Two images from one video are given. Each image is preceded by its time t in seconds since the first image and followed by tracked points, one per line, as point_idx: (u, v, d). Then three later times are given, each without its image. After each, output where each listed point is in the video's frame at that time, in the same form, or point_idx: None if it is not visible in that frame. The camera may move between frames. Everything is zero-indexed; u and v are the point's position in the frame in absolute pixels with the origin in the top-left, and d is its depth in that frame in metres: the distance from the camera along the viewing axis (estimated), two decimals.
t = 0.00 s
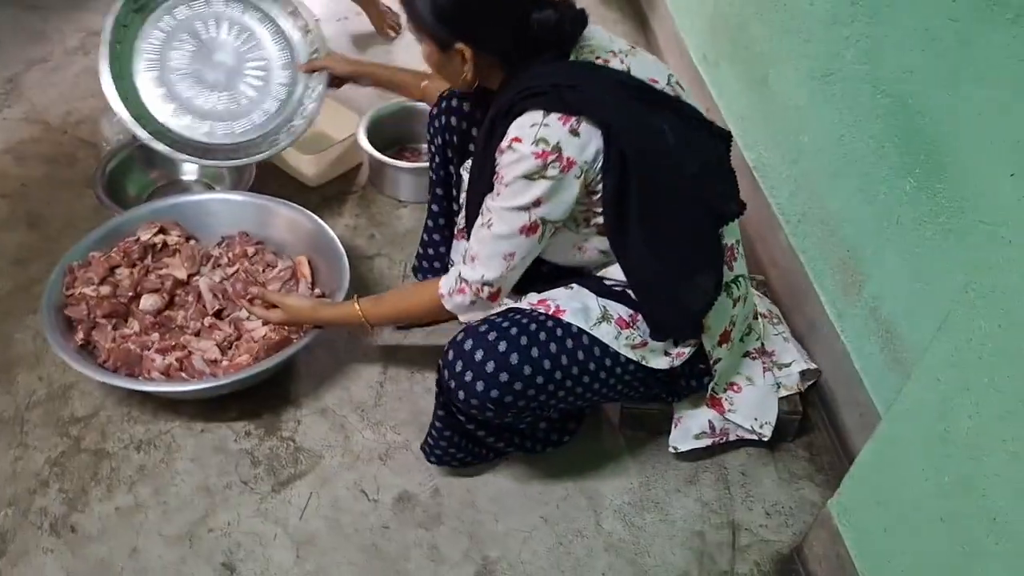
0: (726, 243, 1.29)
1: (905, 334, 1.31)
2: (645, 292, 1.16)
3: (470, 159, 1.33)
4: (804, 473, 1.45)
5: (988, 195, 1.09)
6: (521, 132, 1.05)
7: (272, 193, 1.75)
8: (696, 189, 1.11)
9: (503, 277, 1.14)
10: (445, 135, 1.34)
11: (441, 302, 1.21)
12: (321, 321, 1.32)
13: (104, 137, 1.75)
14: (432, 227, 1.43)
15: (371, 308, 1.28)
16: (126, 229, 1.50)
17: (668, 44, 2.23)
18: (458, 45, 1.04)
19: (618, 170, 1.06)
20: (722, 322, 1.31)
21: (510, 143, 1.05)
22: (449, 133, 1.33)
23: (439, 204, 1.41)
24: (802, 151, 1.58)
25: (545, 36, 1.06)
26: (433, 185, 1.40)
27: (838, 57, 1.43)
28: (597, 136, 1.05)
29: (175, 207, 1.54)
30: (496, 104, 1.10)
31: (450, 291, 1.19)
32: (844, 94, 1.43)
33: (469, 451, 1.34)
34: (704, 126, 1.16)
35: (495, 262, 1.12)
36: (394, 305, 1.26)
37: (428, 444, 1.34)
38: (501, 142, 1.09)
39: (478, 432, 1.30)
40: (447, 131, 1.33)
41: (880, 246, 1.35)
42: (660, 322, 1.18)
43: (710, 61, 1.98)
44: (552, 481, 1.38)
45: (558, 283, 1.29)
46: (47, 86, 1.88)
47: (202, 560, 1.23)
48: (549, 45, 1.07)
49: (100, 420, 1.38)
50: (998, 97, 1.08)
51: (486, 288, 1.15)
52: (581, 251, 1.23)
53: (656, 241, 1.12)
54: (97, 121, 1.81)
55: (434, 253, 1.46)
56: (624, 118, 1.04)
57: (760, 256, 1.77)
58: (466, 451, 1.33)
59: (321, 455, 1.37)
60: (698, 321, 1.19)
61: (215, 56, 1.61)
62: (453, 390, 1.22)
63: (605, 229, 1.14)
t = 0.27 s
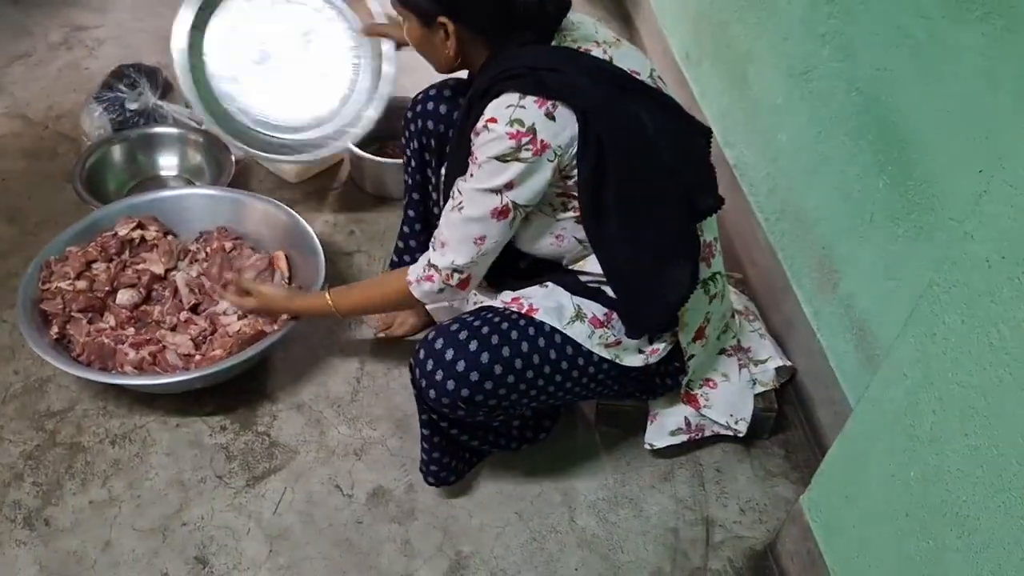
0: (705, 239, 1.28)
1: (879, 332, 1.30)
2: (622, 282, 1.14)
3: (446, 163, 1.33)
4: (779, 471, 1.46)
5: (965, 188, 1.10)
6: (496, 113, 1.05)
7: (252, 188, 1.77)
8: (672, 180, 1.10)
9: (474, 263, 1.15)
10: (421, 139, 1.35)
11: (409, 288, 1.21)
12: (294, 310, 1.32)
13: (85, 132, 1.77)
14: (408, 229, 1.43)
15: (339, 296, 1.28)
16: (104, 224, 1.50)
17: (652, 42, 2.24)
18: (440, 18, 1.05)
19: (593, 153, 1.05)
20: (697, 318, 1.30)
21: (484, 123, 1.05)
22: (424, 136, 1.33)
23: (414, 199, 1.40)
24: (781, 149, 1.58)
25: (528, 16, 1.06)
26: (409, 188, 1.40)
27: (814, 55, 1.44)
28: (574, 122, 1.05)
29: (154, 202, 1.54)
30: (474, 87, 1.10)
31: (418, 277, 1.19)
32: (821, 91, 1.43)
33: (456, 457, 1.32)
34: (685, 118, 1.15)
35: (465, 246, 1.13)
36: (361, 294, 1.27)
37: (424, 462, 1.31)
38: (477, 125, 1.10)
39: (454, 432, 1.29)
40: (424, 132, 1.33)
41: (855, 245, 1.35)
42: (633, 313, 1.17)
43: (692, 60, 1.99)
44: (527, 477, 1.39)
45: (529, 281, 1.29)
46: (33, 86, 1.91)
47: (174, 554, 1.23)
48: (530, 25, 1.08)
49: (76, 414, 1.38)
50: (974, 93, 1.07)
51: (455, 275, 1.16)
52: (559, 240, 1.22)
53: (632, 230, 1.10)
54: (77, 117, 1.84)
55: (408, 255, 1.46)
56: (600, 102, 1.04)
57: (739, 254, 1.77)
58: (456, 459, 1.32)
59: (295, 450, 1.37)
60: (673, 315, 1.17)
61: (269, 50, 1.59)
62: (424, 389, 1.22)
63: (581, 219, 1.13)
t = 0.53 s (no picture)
0: (695, 235, 1.27)
1: (867, 330, 1.31)
2: (610, 272, 1.14)
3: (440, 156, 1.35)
4: (766, 469, 1.46)
5: (951, 186, 1.11)
6: (488, 100, 1.05)
7: (241, 184, 1.79)
8: (663, 174, 1.10)
9: (464, 253, 1.15)
10: (412, 135, 1.35)
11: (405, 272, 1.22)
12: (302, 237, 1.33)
13: (74, 128, 1.78)
14: (403, 230, 1.42)
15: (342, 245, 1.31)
16: (93, 221, 1.50)
17: (643, 42, 2.25)
18: (437, 9, 1.05)
19: (584, 144, 1.06)
20: (687, 314, 1.30)
21: (477, 110, 1.05)
22: (416, 130, 1.34)
23: (406, 195, 1.39)
24: (770, 147, 1.58)
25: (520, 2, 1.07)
26: (401, 188, 1.39)
27: (803, 54, 1.44)
28: (565, 110, 1.06)
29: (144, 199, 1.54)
30: (467, 76, 1.10)
31: (415, 261, 1.20)
32: (811, 90, 1.43)
33: (440, 453, 1.33)
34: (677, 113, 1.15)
35: (457, 237, 1.14)
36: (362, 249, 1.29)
37: (402, 451, 1.32)
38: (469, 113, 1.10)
39: (443, 429, 1.29)
40: (414, 129, 1.34)
41: (843, 243, 1.35)
42: (621, 305, 1.17)
43: (682, 59, 2.00)
44: (515, 475, 1.39)
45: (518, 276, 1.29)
46: (24, 87, 1.93)
47: (162, 550, 1.23)
48: (523, 13, 1.08)
49: (64, 410, 1.39)
50: (960, 94, 1.08)
51: (447, 266, 1.17)
52: (549, 234, 1.22)
53: (621, 221, 1.10)
54: (67, 113, 1.86)
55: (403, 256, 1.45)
56: (592, 92, 1.04)
57: (728, 253, 1.78)
58: (436, 454, 1.32)
59: (284, 447, 1.37)
60: (662, 309, 1.17)
61: (332, 139, 1.82)
62: (414, 385, 1.22)
63: (571, 210, 1.14)
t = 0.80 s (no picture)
0: (688, 229, 1.29)
1: (861, 328, 1.31)
2: (601, 267, 1.15)
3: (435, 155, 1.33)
4: (761, 467, 1.47)
5: (946, 187, 1.12)
6: (476, 88, 1.08)
7: (238, 183, 1.80)
8: (653, 167, 1.11)
9: (442, 233, 1.18)
10: (410, 131, 1.35)
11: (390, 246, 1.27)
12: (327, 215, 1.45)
13: (72, 127, 1.79)
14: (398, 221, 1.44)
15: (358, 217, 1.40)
16: (91, 219, 1.51)
17: (640, 42, 2.26)
18: (429, 1, 1.07)
19: (572, 136, 1.07)
20: (680, 309, 1.31)
21: (464, 97, 1.08)
22: (413, 127, 1.33)
23: (402, 190, 1.40)
24: (766, 146, 1.59)
25: None
26: (397, 180, 1.40)
27: (798, 53, 1.45)
28: (552, 100, 1.07)
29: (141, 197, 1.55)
30: (462, 65, 1.12)
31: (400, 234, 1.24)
32: (806, 89, 1.44)
33: (438, 453, 1.33)
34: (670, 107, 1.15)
35: (436, 216, 1.17)
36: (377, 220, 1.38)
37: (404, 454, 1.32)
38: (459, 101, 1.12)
39: (439, 426, 1.30)
40: (411, 125, 1.34)
41: (838, 241, 1.36)
42: (614, 301, 1.17)
43: (678, 59, 2.01)
44: (511, 471, 1.40)
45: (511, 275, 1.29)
46: (22, 86, 1.93)
47: (159, 546, 1.24)
48: (518, 7, 1.09)
49: (62, 407, 1.39)
50: (953, 93, 1.09)
51: (423, 243, 1.21)
52: (541, 227, 1.21)
53: (612, 215, 1.11)
54: (65, 112, 1.87)
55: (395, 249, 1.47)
56: (581, 83, 1.06)
57: (723, 252, 1.79)
58: (436, 453, 1.33)
59: (281, 444, 1.38)
60: (655, 304, 1.17)
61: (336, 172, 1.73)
62: (410, 383, 1.22)
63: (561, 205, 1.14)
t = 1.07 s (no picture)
0: (682, 224, 1.29)
1: (862, 325, 1.32)
2: (594, 264, 1.15)
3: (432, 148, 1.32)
4: (761, 464, 1.47)
5: (948, 185, 1.12)
6: (462, 84, 1.08)
7: (239, 181, 1.80)
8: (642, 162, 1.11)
9: (431, 222, 1.21)
10: (410, 123, 1.34)
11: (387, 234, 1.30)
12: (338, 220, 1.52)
13: (72, 124, 1.79)
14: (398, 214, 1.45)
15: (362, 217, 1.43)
16: (92, 217, 1.51)
17: (639, 40, 2.26)
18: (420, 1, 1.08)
19: (557, 133, 1.08)
20: (678, 304, 1.31)
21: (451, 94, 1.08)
22: (411, 119, 1.33)
23: (402, 179, 1.42)
24: (766, 144, 1.59)
25: None
26: (398, 171, 1.42)
27: (799, 51, 1.45)
28: (537, 98, 1.07)
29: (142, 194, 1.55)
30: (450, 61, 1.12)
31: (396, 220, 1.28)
32: (807, 86, 1.44)
33: (435, 446, 1.34)
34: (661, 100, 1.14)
35: (426, 205, 1.20)
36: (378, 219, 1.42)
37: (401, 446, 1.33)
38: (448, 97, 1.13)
39: (436, 420, 1.30)
40: (411, 117, 1.33)
41: (839, 238, 1.36)
42: (609, 298, 1.17)
43: (678, 57, 2.01)
44: (512, 468, 1.40)
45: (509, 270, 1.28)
46: (22, 84, 1.93)
47: (161, 544, 1.24)
48: (507, 4, 1.10)
49: (63, 405, 1.39)
50: (954, 90, 1.09)
51: (414, 230, 1.24)
52: (534, 222, 1.22)
53: (603, 212, 1.12)
54: (65, 110, 1.87)
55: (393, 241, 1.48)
56: (565, 80, 1.06)
57: (723, 250, 1.79)
58: (433, 446, 1.33)
59: (282, 441, 1.38)
60: (650, 299, 1.18)
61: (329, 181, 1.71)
62: (407, 376, 1.22)
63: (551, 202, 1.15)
